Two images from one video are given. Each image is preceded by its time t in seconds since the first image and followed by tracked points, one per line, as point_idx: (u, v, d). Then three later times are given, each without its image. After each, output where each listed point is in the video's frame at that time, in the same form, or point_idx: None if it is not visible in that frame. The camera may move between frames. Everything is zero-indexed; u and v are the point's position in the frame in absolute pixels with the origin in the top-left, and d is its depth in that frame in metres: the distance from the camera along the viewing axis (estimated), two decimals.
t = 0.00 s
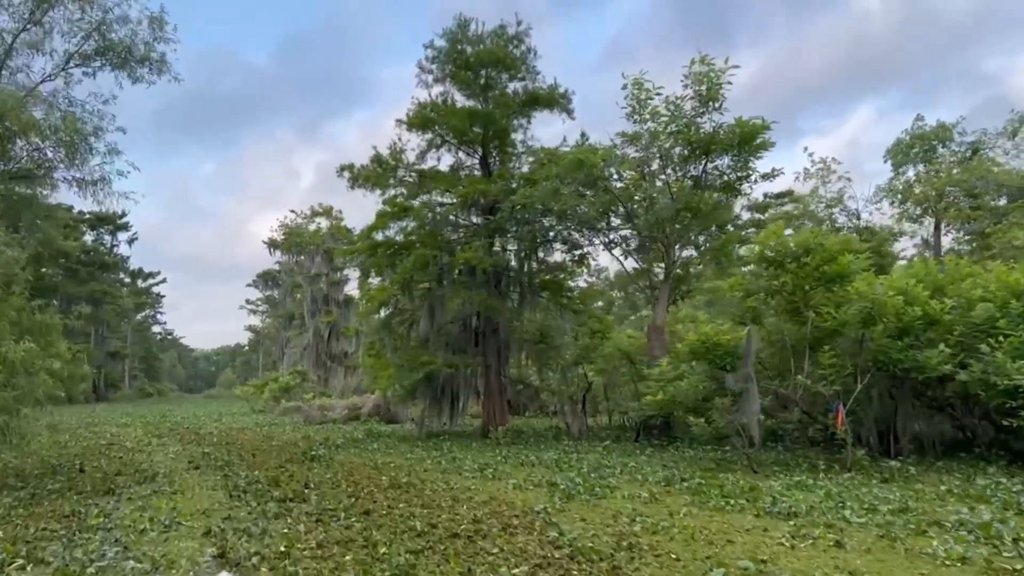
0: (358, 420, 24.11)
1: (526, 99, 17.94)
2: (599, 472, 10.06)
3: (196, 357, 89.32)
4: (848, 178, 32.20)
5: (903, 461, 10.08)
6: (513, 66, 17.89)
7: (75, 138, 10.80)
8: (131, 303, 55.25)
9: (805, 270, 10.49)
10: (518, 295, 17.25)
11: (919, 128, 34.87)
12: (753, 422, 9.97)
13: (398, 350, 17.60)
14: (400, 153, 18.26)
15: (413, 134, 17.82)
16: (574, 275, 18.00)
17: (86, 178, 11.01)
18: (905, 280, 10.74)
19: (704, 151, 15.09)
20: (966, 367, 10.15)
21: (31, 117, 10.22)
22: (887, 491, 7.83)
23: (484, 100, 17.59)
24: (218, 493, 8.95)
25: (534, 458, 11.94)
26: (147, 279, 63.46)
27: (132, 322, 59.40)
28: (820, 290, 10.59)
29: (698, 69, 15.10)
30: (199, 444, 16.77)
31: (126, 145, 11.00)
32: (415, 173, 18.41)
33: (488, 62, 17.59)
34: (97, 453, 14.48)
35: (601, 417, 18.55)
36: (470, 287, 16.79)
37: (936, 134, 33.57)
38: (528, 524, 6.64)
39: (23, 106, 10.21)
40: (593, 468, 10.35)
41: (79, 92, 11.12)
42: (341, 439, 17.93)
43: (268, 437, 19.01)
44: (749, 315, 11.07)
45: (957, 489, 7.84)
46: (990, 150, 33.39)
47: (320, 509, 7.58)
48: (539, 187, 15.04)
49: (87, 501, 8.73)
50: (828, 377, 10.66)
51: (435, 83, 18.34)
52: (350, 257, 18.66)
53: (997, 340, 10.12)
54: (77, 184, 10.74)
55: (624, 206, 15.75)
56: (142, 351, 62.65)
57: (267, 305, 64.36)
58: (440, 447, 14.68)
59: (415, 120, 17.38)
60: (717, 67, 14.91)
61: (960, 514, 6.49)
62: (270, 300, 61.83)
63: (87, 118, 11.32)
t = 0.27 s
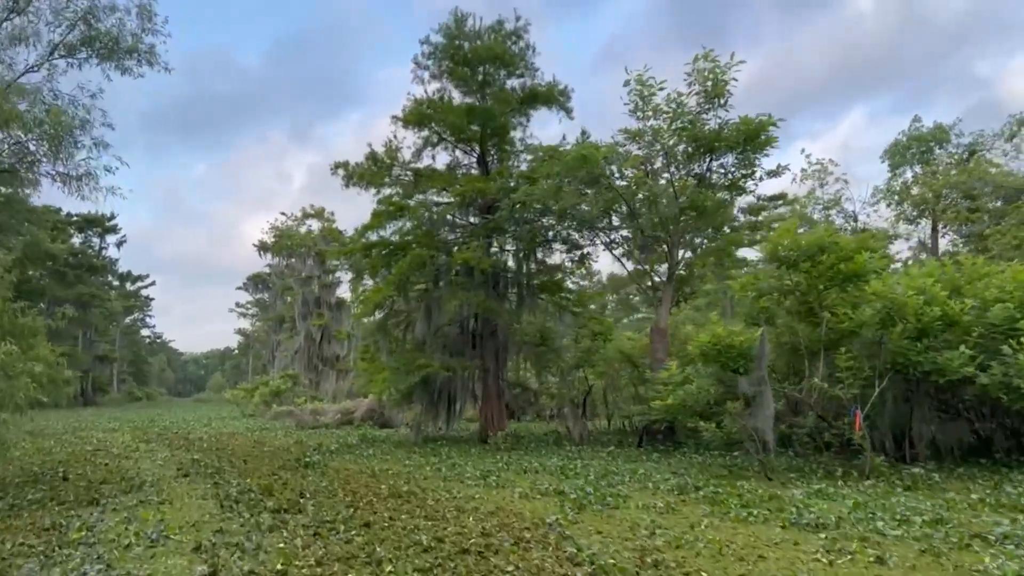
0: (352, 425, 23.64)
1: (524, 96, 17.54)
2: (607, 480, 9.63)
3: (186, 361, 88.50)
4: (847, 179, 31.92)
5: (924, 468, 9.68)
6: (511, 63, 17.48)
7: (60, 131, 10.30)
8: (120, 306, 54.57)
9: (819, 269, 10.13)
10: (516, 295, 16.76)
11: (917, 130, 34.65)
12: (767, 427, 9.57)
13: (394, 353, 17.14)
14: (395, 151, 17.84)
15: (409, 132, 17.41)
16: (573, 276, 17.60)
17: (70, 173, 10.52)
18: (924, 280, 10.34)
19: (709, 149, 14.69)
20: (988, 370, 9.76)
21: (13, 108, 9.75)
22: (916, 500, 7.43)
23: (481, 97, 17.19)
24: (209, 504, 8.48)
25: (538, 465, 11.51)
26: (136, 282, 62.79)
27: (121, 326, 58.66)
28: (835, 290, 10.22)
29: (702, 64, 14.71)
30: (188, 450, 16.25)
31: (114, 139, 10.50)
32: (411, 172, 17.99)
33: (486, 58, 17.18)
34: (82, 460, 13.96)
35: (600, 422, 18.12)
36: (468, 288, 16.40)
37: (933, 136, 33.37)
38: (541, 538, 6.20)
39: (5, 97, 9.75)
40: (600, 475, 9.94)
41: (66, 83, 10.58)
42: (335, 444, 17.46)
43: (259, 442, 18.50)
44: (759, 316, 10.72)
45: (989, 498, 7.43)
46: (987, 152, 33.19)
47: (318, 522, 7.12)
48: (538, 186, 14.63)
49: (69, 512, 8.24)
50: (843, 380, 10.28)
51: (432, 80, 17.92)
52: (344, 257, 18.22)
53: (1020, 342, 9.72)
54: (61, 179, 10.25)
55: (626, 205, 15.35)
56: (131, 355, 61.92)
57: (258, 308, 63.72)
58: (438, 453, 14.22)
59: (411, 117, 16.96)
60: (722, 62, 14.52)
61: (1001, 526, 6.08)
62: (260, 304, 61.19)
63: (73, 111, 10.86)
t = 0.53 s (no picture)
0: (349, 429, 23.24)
1: (525, 92, 17.15)
2: (620, 487, 9.22)
3: (177, 364, 87.82)
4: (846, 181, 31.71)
5: (950, 474, 9.29)
6: (512, 58, 17.08)
7: (46, 122, 9.84)
8: (110, 310, 53.94)
9: (838, 269, 9.74)
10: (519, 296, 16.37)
11: (915, 131, 34.46)
12: (787, 432, 9.17)
13: (392, 355, 16.71)
14: (393, 148, 17.43)
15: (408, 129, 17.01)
16: (575, 276, 17.20)
17: (58, 165, 10.08)
18: (945, 278, 9.98)
19: (716, 146, 14.30)
20: (1015, 372, 9.39)
21: None
22: (950, 509, 7.04)
23: (481, 93, 16.80)
24: (203, 514, 8.04)
25: (544, 471, 11.10)
26: (127, 286, 62.19)
27: (111, 329, 58.01)
28: (853, 290, 9.90)
29: (709, 59, 14.33)
30: (180, 455, 15.79)
31: (105, 130, 10.05)
32: (409, 170, 17.59)
33: (486, 53, 16.78)
34: (70, 466, 13.48)
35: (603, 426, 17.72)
36: (468, 289, 16.04)
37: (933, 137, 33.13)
38: (560, 553, 5.78)
39: None
40: (610, 482, 9.54)
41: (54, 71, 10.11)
42: (331, 448, 17.01)
43: (253, 447, 18.04)
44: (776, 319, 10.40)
45: None
46: (987, 152, 32.98)
47: (320, 534, 6.70)
48: (541, 183, 14.24)
49: (55, 523, 7.79)
50: (862, 383, 9.91)
51: (431, 77, 17.54)
52: (340, 257, 17.79)
53: None
54: (46, 171, 9.79)
55: (631, 203, 14.95)
56: (121, 358, 61.26)
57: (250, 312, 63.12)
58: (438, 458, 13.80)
59: (410, 114, 16.56)
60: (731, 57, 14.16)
61: None
62: (253, 306, 60.62)
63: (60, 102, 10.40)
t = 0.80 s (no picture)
0: (345, 432, 22.77)
1: (529, 87, 16.73)
2: (636, 494, 8.79)
3: (170, 366, 87.10)
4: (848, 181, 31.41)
5: (979, 481, 8.92)
6: (515, 52, 16.67)
7: (33, 110, 9.32)
8: (102, 311, 53.31)
9: (862, 266, 9.34)
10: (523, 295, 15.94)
11: (916, 132, 34.20)
12: (810, 436, 8.79)
13: (392, 357, 16.26)
14: (392, 144, 17.00)
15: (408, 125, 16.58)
16: (580, 275, 16.77)
17: (46, 155, 9.64)
18: (973, 276, 9.58)
19: (726, 141, 13.89)
20: None
21: None
22: (992, 519, 6.64)
23: (483, 88, 16.37)
24: (198, 523, 7.58)
25: (553, 477, 10.66)
26: (119, 287, 61.55)
27: (103, 330, 57.36)
28: (876, 288, 9.50)
29: (720, 52, 13.94)
30: (174, 460, 15.32)
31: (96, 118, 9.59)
32: (409, 167, 17.15)
33: (489, 47, 16.36)
34: (58, 471, 12.98)
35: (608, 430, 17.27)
36: (470, 288, 15.62)
37: (935, 137, 32.84)
38: (585, 567, 5.36)
39: None
40: (624, 488, 9.12)
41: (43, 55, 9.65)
42: (329, 453, 16.56)
43: (248, 451, 17.55)
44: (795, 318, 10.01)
45: None
46: (990, 153, 32.68)
47: (322, 546, 6.25)
48: (547, 180, 13.83)
49: (40, 533, 7.31)
50: (886, 384, 9.51)
51: (431, 71, 17.11)
52: (339, 256, 17.35)
53: None
54: (32, 162, 9.27)
55: (638, 199, 14.56)
56: (113, 360, 60.62)
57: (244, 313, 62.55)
58: (440, 463, 13.35)
59: (410, 109, 16.13)
60: (742, 50, 13.77)
61: None
62: (247, 308, 60.05)
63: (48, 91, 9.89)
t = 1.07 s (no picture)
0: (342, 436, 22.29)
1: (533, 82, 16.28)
2: (654, 502, 8.36)
3: (162, 369, 86.42)
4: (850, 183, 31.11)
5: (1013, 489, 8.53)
6: (519, 46, 16.25)
7: (19, 97, 8.85)
8: (95, 313, 52.72)
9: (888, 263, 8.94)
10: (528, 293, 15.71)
11: (918, 133, 33.93)
12: (837, 442, 8.36)
13: (391, 358, 15.80)
14: (393, 140, 16.57)
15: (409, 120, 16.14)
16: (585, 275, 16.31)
17: (33, 143, 9.19)
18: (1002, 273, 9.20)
19: (738, 136, 13.53)
20: None
21: None
22: None
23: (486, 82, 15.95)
24: (191, 533, 7.13)
25: (562, 483, 10.23)
26: (112, 289, 60.95)
27: (96, 332, 56.74)
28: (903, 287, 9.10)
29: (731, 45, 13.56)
30: (167, 464, 14.85)
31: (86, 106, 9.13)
32: (410, 163, 16.73)
33: (492, 40, 15.95)
34: (46, 476, 12.49)
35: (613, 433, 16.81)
36: (473, 288, 15.18)
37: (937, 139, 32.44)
38: None
39: None
40: (640, 496, 8.70)
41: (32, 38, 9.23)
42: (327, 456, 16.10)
43: (242, 455, 17.07)
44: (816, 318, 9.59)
45: None
46: (993, 154, 32.39)
47: (326, 560, 5.80)
48: (554, 176, 13.35)
49: (22, 544, 6.84)
50: (913, 387, 9.11)
51: (433, 65, 16.68)
52: (337, 255, 16.90)
53: None
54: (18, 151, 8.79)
55: (645, 196, 14.11)
56: (106, 362, 60.00)
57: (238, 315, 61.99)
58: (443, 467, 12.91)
59: (412, 103, 15.70)
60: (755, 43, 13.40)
61: None
62: (240, 310, 59.48)
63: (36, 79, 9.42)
